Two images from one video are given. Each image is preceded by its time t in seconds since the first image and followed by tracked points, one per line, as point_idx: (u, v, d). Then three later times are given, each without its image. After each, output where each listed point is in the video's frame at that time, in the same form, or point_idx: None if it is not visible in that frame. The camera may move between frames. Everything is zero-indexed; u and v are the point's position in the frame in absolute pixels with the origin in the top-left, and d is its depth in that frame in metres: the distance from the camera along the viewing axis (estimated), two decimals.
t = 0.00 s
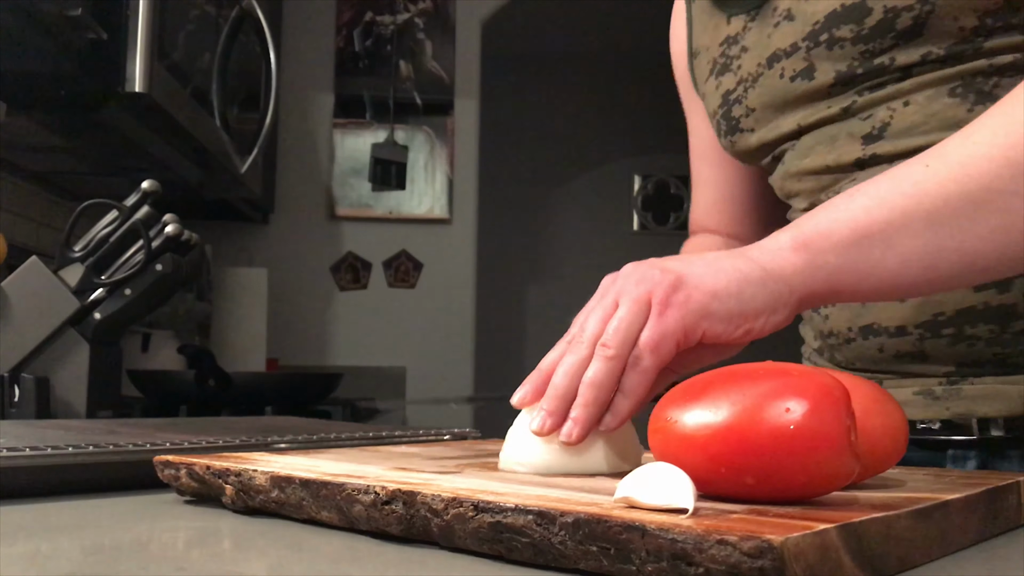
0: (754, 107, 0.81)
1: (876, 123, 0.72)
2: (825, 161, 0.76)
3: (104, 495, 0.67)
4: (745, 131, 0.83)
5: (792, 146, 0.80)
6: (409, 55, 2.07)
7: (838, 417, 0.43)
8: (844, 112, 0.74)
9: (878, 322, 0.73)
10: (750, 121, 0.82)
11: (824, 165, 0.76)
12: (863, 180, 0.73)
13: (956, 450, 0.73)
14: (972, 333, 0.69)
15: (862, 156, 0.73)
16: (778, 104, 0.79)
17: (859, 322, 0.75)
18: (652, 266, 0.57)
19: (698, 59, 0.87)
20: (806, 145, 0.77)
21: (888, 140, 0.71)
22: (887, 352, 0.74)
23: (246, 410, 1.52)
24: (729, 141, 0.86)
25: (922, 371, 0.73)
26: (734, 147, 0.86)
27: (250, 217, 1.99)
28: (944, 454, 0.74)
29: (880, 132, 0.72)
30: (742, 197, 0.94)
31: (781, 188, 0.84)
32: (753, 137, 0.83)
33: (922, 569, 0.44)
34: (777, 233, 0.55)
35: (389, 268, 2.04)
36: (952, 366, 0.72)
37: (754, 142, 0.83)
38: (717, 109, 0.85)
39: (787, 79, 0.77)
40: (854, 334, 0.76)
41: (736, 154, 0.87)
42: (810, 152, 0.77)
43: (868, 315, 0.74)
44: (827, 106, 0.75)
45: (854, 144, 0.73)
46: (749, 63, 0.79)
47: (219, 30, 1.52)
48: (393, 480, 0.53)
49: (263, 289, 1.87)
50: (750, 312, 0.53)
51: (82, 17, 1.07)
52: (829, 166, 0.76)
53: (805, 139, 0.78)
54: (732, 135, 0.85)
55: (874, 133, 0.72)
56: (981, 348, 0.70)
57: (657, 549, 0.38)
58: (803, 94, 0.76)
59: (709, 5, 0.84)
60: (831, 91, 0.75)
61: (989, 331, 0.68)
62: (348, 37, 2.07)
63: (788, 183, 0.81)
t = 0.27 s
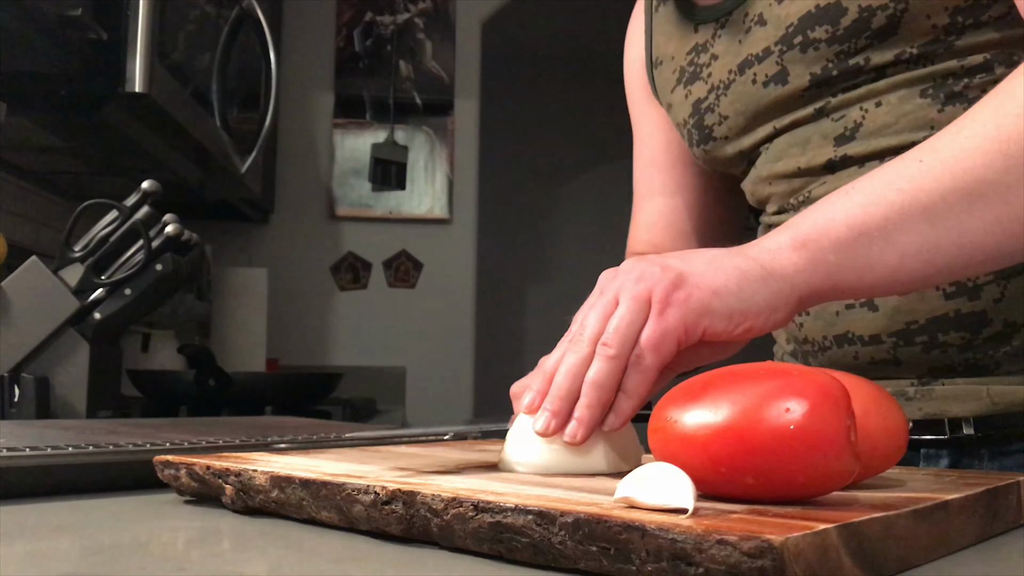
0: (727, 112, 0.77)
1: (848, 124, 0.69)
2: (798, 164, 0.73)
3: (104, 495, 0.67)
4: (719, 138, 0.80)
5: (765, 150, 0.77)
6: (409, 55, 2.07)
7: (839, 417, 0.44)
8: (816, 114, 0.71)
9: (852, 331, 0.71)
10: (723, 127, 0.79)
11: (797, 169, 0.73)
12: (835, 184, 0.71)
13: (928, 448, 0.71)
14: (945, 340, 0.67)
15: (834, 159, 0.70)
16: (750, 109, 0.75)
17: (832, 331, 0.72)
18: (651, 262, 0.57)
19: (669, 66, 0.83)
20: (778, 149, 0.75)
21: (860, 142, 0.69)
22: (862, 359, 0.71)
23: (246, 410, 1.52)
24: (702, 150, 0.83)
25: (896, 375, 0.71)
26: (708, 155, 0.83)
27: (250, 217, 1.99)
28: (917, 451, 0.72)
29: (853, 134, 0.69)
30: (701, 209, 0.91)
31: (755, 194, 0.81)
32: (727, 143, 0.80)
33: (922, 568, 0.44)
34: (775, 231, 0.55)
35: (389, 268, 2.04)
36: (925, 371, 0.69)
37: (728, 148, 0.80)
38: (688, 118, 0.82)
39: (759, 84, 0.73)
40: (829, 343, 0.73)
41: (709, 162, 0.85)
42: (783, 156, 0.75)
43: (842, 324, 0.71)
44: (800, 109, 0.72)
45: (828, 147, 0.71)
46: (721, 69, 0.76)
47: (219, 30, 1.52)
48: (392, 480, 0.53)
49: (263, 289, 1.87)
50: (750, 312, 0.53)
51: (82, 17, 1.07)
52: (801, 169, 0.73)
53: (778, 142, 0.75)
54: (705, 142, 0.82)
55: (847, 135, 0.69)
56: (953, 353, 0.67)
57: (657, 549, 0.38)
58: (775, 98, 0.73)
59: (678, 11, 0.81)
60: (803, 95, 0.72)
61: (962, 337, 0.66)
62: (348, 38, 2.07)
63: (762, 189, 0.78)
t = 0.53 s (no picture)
0: (722, 106, 0.77)
1: (839, 121, 0.69)
2: (789, 160, 0.73)
3: (105, 495, 0.67)
4: (713, 132, 0.80)
5: (758, 146, 0.77)
6: (409, 55, 2.07)
7: (838, 418, 0.43)
8: (809, 109, 0.71)
9: (842, 331, 0.71)
10: (717, 121, 0.79)
11: (788, 165, 0.73)
12: (825, 181, 0.70)
13: (918, 448, 0.72)
14: (934, 340, 0.67)
15: (824, 156, 0.70)
16: (745, 104, 0.75)
17: (823, 331, 0.72)
18: (649, 261, 0.57)
19: (667, 58, 0.83)
20: (770, 144, 0.75)
21: (851, 139, 0.69)
22: (852, 359, 0.71)
23: (246, 410, 1.52)
24: (698, 142, 0.83)
25: (886, 376, 0.71)
26: (703, 148, 0.83)
27: (250, 217, 1.99)
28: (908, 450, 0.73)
29: (844, 131, 0.69)
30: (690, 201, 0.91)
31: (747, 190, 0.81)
32: (721, 137, 0.80)
33: (921, 569, 0.44)
34: (772, 230, 0.55)
35: (389, 268, 2.04)
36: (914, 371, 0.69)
37: (722, 142, 0.80)
38: (684, 110, 0.82)
39: (755, 78, 0.74)
40: (820, 342, 0.73)
41: (705, 156, 0.84)
42: (774, 151, 0.74)
43: (832, 324, 0.71)
44: (793, 104, 0.72)
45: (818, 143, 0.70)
46: (717, 62, 0.76)
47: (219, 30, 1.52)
48: (392, 480, 0.53)
49: (263, 289, 1.87)
50: (750, 311, 0.53)
51: (82, 17, 1.06)
52: (792, 165, 0.73)
53: (771, 138, 0.75)
54: (700, 136, 0.81)
55: (837, 132, 0.69)
56: (942, 354, 0.67)
57: (656, 548, 0.38)
58: (769, 93, 0.73)
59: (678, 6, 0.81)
60: (797, 90, 0.72)
61: (950, 337, 0.66)
62: (348, 38, 2.07)
63: (755, 185, 0.78)
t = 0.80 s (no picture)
0: (722, 103, 0.77)
1: (841, 121, 0.69)
2: (791, 160, 0.72)
3: (105, 496, 0.67)
4: (713, 129, 0.79)
5: (758, 144, 0.76)
6: (409, 55, 2.07)
7: (838, 417, 0.44)
8: (810, 109, 0.71)
9: (841, 326, 0.70)
10: (717, 119, 0.78)
11: (789, 164, 0.73)
12: (827, 180, 0.70)
13: (915, 447, 0.71)
14: (933, 336, 0.66)
15: (826, 156, 0.70)
16: (745, 101, 0.75)
17: (822, 326, 0.72)
18: (644, 258, 0.57)
19: (667, 54, 0.83)
20: (771, 144, 0.74)
21: (853, 139, 0.68)
22: (851, 354, 0.71)
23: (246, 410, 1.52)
24: (698, 139, 0.82)
25: (884, 372, 0.71)
26: (702, 145, 0.82)
27: (250, 217, 1.99)
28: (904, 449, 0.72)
29: (845, 131, 0.69)
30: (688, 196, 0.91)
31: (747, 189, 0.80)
32: (721, 135, 0.79)
33: (921, 568, 0.44)
34: (766, 229, 0.55)
35: (389, 268, 2.04)
36: (913, 367, 0.69)
37: (722, 139, 0.80)
38: (684, 107, 0.81)
39: (756, 75, 0.73)
40: (819, 338, 0.72)
41: (704, 152, 0.84)
42: (775, 150, 0.74)
43: (832, 319, 0.71)
44: (793, 103, 0.72)
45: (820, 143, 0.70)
46: (718, 58, 0.76)
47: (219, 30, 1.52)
48: (392, 480, 0.53)
49: (263, 289, 1.87)
50: (745, 310, 0.53)
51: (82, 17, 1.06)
52: (794, 165, 0.72)
53: (771, 137, 0.74)
54: (700, 133, 0.81)
55: (839, 132, 0.69)
56: (942, 350, 0.67)
57: (657, 549, 0.38)
58: (770, 91, 0.72)
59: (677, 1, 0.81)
60: (798, 89, 0.71)
61: (949, 333, 0.66)
62: (348, 38, 2.07)
63: (755, 183, 0.78)
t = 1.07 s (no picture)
0: (725, 104, 0.77)
1: (843, 125, 0.69)
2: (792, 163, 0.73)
3: (104, 496, 0.67)
4: (717, 129, 0.79)
5: (761, 147, 0.76)
6: (409, 55, 2.07)
7: (839, 417, 0.43)
8: (813, 113, 0.71)
9: (842, 324, 0.70)
10: (720, 119, 0.78)
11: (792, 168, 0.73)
12: (830, 184, 0.70)
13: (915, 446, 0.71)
14: (932, 336, 0.66)
15: (829, 160, 0.70)
16: (749, 102, 0.75)
17: (824, 325, 0.72)
18: (674, 252, 0.56)
19: (669, 54, 0.83)
20: (774, 146, 0.74)
21: (855, 143, 0.68)
22: (851, 354, 0.71)
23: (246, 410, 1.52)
24: (701, 139, 0.82)
25: (883, 372, 0.71)
26: (706, 145, 0.82)
27: (250, 217, 1.99)
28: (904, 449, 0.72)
29: (848, 135, 0.69)
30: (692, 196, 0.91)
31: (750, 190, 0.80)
32: (724, 135, 0.79)
33: (921, 569, 0.44)
34: (793, 236, 0.54)
35: (389, 268, 2.04)
36: (913, 367, 0.69)
37: (725, 140, 0.79)
38: (686, 107, 0.81)
39: (758, 77, 0.73)
40: (820, 337, 0.72)
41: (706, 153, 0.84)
42: (778, 153, 0.74)
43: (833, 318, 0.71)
44: (796, 106, 0.72)
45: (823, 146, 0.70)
46: (721, 59, 0.76)
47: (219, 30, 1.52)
48: (393, 481, 0.53)
49: (263, 289, 1.87)
50: (767, 320, 0.53)
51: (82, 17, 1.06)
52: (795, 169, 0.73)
53: (774, 139, 0.74)
54: (702, 133, 0.81)
55: (841, 136, 0.69)
56: (940, 351, 0.67)
57: (657, 549, 0.38)
58: (773, 93, 0.73)
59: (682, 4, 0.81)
60: (801, 92, 0.71)
61: (948, 334, 0.66)
62: (348, 37, 2.07)
63: (758, 186, 0.78)
